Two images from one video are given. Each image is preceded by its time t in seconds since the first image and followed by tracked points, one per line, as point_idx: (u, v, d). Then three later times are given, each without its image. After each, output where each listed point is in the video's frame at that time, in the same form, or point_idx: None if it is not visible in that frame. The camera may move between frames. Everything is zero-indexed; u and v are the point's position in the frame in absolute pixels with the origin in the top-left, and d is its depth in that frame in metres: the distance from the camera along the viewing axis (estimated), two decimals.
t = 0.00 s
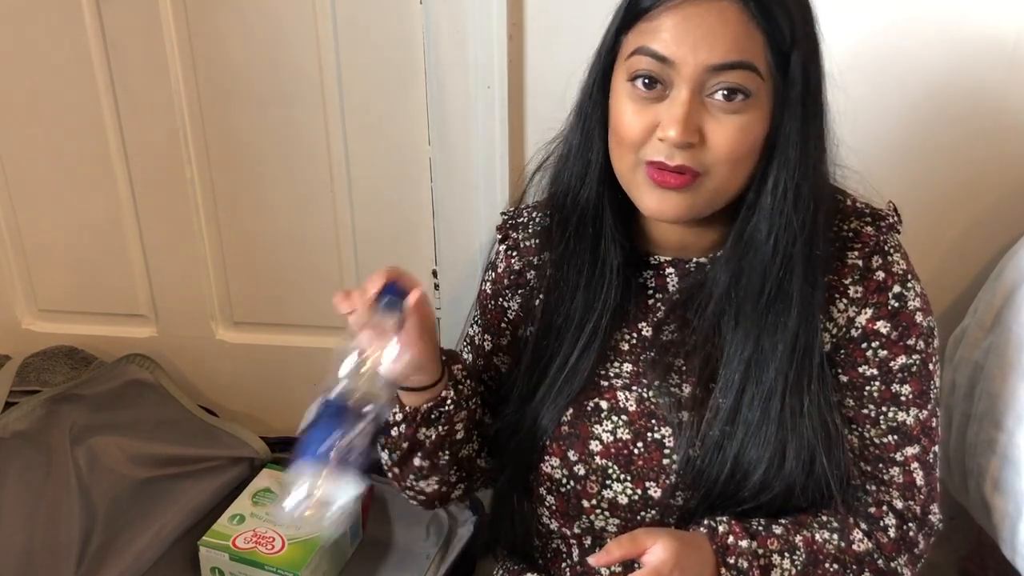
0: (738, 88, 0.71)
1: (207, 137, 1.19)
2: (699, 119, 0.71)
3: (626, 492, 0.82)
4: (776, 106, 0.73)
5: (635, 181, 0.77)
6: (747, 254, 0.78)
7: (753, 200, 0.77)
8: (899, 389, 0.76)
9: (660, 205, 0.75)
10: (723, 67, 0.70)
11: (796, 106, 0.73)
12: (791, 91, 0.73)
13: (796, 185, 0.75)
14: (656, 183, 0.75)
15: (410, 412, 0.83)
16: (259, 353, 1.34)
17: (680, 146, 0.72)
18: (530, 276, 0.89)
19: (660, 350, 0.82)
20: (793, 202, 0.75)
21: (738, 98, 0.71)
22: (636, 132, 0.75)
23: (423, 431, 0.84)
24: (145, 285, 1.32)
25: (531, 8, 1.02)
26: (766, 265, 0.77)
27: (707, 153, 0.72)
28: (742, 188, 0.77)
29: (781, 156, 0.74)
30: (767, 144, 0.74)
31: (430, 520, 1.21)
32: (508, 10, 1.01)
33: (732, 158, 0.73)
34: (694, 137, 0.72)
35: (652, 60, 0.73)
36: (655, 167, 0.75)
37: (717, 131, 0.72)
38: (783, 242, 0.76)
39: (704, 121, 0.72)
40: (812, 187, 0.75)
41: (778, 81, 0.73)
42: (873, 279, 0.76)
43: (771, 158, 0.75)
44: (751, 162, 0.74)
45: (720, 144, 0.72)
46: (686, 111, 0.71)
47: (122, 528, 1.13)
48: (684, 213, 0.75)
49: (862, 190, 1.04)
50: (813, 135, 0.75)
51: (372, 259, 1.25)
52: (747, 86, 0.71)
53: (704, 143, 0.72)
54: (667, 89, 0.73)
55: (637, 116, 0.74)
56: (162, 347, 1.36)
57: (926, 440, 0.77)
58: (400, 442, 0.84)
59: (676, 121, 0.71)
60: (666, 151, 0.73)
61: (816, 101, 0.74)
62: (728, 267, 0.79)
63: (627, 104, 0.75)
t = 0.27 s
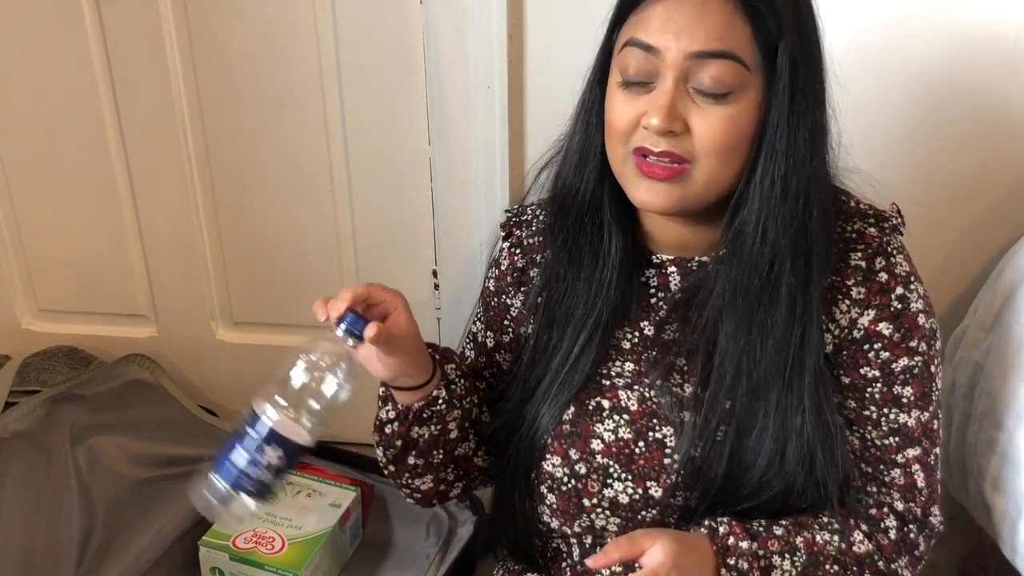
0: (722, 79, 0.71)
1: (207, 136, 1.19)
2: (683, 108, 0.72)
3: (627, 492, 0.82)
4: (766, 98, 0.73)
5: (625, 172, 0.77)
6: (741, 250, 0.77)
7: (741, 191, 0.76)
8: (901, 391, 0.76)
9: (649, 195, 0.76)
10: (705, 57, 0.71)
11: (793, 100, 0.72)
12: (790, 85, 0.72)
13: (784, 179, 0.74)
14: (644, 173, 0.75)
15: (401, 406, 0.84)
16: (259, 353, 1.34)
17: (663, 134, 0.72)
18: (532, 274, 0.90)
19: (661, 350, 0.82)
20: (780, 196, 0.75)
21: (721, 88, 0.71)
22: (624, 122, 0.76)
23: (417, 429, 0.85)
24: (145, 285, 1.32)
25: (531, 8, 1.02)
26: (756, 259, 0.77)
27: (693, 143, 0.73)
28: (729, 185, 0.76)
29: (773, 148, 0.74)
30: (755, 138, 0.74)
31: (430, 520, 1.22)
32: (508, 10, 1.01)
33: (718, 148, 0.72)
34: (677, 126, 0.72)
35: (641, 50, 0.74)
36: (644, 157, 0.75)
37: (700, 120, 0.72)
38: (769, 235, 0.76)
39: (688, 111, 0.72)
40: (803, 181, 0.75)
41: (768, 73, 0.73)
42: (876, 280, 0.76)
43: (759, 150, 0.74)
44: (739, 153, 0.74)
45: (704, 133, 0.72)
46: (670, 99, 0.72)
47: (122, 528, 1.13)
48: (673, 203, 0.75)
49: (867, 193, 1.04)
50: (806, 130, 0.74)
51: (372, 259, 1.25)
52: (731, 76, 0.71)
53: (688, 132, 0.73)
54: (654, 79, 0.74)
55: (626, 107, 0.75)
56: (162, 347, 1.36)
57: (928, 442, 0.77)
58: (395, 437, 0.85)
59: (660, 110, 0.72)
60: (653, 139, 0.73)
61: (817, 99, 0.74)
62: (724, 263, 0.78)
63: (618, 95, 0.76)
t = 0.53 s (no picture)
0: (742, 73, 0.72)
1: (207, 136, 1.19)
2: (706, 102, 0.72)
3: (628, 492, 0.82)
4: (780, 94, 0.74)
5: (642, 168, 0.77)
6: (744, 247, 0.78)
7: (754, 187, 0.77)
8: (902, 393, 0.76)
9: (669, 189, 0.75)
10: (725, 51, 0.72)
11: (805, 96, 0.74)
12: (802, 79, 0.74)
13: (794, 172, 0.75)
14: (664, 168, 0.75)
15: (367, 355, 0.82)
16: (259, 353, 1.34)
17: (687, 128, 0.72)
18: (532, 270, 0.89)
19: (662, 350, 0.82)
20: (792, 188, 0.75)
21: (742, 82, 0.72)
22: (642, 118, 0.75)
23: (377, 382, 0.82)
24: (145, 285, 1.31)
25: (532, 8, 1.02)
26: (759, 257, 0.77)
27: (715, 136, 0.73)
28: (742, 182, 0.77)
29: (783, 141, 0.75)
30: (770, 132, 0.75)
31: (430, 520, 1.21)
32: (509, 10, 1.01)
33: (740, 141, 0.73)
34: (700, 120, 0.72)
35: (657, 47, 0.74)
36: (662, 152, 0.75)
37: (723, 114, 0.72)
38: (780, 225, 0.76)
39: (710, 105, 0.72)
40: (813, 174, 0.76)
41: (782, 66, 0.74)
42: (877, 281, 0.76)
43: (772, 143, 0.76)
44: (757, 148, 0.74)
45: (727, 127, 0.72)
46: (692, 94, 0.72)
47: (122, 528, 1.13)
48: (693, 198, 0.75)
49: (864, 193, 1.04)
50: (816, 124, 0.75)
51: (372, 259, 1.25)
52: (750, 71, 0.72)
53: (711, 126, 0.73)
54: (672, 75, 0.74)
55: (642, 103, 0.75)
56: (161, 347, 1.36)
57: (929, 443, 0.77)
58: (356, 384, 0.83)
59: (682, 104, 0.72)
60: (673, 134, 0.73)
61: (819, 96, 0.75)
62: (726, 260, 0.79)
63: (632, 92, 0.76)
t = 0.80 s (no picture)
0: (755, 76, 0.73)
1: (207, 136, 1.19)
2: (721, 106, 0.72)
3: (627, 487, 0.81)
4: (789, 96, 0.75)
5: (654, 172, 0.77)
6: (751, 244, 0.79)
7: (762, 188, 0.78)
8: (902, 390, 0.76)
9: (682, 193, 0.75)
10: (738, 53, 0.72)
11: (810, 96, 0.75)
12: (811, 80, 0.75)
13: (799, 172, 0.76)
14: (678, 172, 0.75)
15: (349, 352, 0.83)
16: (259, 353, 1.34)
17: (703, 132, 0.72)
18: (534, 267, 0.89)
19: (663, 346, 0.82)
20: (801, 189, 0.76)
21: (755, 82, 0.73)
22: (655, 122, 0.75)
23: (360, 377, 0.83)
24: (145, 285, 1.32)
25: (531, 8, 1.02)
26: (770, 254, 0.78)
27: (729, 140, 0.73)
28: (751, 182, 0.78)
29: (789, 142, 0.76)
30: (780, 131, 0.76)
31: (430, 520, 1.21)
32: (508, 10, 1.01)
33: (753, 143, 0.73)
34: (716, 124, 0.72)
35: (668, 50, 0.74)
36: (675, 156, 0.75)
37: (738, 117, 0.73)
38: (789, 225, 0.77)
39: (724, 108, 0.73)
40: (819, 174, 0.77)
41: (790, 65, 0.74)
42: (877, 279, 0.76)
43: (784, 145, 0.76)
44: (768, 150, 0.75)
45: (741, 130, 0.73)
46: (708, 97, 0.72)
47: (122, 528, 1.13)
48: (706, 202, 0.76)
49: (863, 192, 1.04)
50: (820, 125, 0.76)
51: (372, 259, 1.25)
52: (762, 73, 0.73)
53: (726, 130, 0.73)
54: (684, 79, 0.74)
55: (654, 106, 0.75)
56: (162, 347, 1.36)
57: (929, 441, 0.77)
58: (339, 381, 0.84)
59: (698, 107, 0.72)
60: (688, 137, 0.73)
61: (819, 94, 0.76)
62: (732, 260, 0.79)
63: (642, 96, 0.76)
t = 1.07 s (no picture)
0: (750, 76, 0.73)
1: (207, 136, 1.19)
2: (716, 107, 0.72)
3: (627, 485, 0.82)
4: (785, 96, 0.75)
5: (649, 173, 0.77)
6: (751, 243, 0.79)
7: (760, 189, 0.78)
8: (901, 387, 0.76)
9: (677, 195, 0.76)
10: (732, 54, 0.72)
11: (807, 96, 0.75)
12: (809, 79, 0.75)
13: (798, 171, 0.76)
14: (673, 174, 0.75)
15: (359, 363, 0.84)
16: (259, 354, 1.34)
17: (697, 133, 0.72)
18: (532, 269, 0.89)
19: (662, 345, 0.82)
20: (799, 189, 0.76)
21: (749, 83, 0.73)
22: (649, 123, 0.75)
23: (372, 390, 0.84)
24: (145, 285, 1.32)
25: (531, 8, 1.02)
26: (769, 253, 0.78)
27: (724, 140, 0.73)
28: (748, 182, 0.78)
29: (788, 140, 0.76)
30: (776, 131, 0.76)
31: (430, 520, 1.21)
32: (508, 10, 1.01)
33: (748, 144, 0.73)
34: (711, 124, 0.72)
35: (663, 50, 0.74)
36: (670, 157, 0.75)
37: (732, 118, 0.73)
38: (788, 227, 0.77)
39: (719, 109, 0.73)
40: (816, 174, 0.77)
41: (786, 65, 0.74)
42: (875, 276, 0.76)
43: (781, 144, 0.76)
44: (764, 149, 0.75)
45: (736, 130, 0.73)
46: (702, 98, 0.72)
47: (122, 528, 1.13)
48: (702, 202, 0.76)
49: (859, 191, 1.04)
50: (817, 124, 0.77)
51: (372, 259, 1.25)
52: (757, 73, 0.73)
53: (720, 131, 0.73)
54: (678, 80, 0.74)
55: (649, 107, 0.75)
56: (162, 348, 1.36)
57: (928, 439, 0.77)
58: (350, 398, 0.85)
59: (693, 108, 0.72)
60: (683, 139, 0.73)
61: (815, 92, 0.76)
62: (733, 261, 0.80)
63: (636, 97, 0.76)
